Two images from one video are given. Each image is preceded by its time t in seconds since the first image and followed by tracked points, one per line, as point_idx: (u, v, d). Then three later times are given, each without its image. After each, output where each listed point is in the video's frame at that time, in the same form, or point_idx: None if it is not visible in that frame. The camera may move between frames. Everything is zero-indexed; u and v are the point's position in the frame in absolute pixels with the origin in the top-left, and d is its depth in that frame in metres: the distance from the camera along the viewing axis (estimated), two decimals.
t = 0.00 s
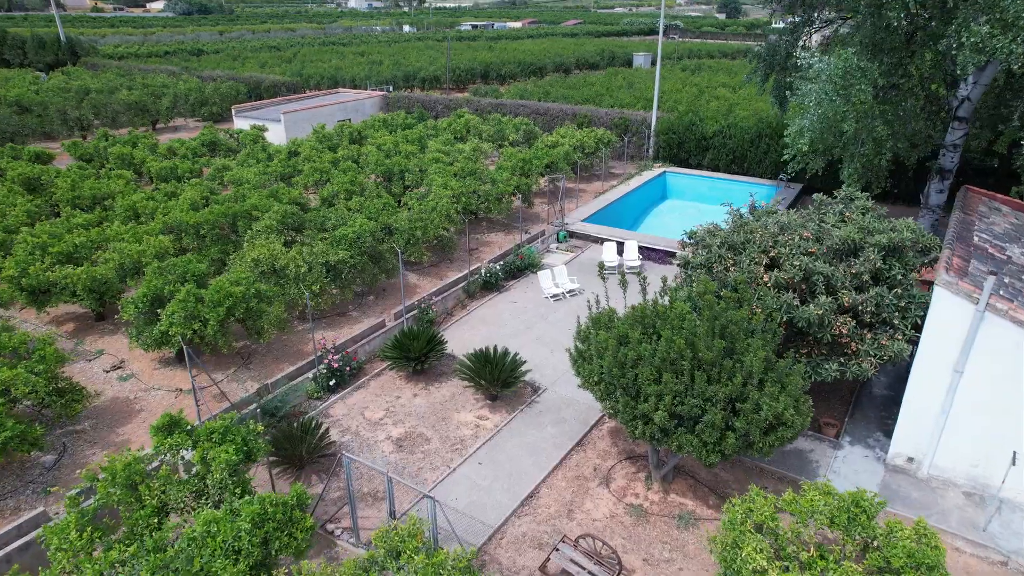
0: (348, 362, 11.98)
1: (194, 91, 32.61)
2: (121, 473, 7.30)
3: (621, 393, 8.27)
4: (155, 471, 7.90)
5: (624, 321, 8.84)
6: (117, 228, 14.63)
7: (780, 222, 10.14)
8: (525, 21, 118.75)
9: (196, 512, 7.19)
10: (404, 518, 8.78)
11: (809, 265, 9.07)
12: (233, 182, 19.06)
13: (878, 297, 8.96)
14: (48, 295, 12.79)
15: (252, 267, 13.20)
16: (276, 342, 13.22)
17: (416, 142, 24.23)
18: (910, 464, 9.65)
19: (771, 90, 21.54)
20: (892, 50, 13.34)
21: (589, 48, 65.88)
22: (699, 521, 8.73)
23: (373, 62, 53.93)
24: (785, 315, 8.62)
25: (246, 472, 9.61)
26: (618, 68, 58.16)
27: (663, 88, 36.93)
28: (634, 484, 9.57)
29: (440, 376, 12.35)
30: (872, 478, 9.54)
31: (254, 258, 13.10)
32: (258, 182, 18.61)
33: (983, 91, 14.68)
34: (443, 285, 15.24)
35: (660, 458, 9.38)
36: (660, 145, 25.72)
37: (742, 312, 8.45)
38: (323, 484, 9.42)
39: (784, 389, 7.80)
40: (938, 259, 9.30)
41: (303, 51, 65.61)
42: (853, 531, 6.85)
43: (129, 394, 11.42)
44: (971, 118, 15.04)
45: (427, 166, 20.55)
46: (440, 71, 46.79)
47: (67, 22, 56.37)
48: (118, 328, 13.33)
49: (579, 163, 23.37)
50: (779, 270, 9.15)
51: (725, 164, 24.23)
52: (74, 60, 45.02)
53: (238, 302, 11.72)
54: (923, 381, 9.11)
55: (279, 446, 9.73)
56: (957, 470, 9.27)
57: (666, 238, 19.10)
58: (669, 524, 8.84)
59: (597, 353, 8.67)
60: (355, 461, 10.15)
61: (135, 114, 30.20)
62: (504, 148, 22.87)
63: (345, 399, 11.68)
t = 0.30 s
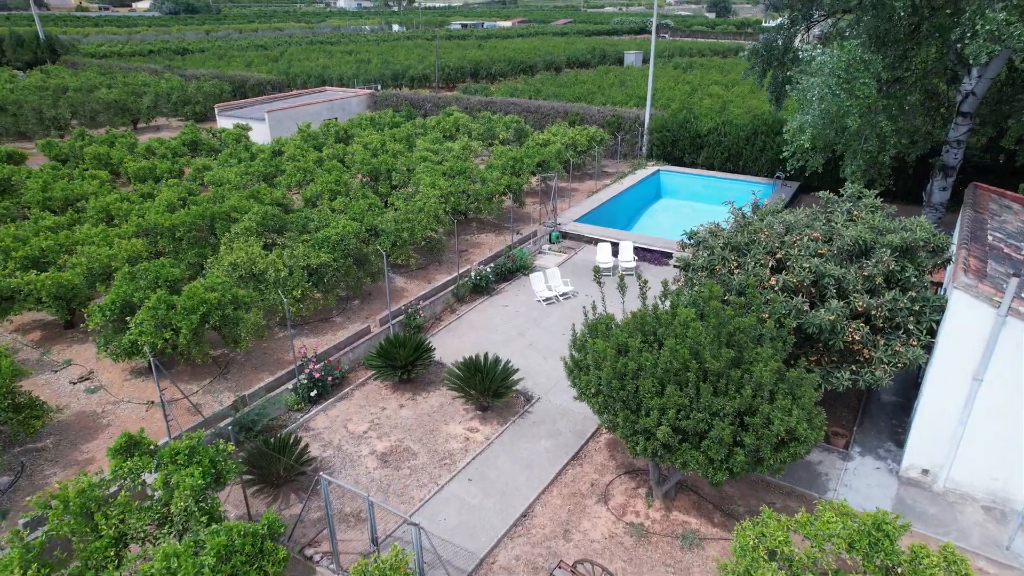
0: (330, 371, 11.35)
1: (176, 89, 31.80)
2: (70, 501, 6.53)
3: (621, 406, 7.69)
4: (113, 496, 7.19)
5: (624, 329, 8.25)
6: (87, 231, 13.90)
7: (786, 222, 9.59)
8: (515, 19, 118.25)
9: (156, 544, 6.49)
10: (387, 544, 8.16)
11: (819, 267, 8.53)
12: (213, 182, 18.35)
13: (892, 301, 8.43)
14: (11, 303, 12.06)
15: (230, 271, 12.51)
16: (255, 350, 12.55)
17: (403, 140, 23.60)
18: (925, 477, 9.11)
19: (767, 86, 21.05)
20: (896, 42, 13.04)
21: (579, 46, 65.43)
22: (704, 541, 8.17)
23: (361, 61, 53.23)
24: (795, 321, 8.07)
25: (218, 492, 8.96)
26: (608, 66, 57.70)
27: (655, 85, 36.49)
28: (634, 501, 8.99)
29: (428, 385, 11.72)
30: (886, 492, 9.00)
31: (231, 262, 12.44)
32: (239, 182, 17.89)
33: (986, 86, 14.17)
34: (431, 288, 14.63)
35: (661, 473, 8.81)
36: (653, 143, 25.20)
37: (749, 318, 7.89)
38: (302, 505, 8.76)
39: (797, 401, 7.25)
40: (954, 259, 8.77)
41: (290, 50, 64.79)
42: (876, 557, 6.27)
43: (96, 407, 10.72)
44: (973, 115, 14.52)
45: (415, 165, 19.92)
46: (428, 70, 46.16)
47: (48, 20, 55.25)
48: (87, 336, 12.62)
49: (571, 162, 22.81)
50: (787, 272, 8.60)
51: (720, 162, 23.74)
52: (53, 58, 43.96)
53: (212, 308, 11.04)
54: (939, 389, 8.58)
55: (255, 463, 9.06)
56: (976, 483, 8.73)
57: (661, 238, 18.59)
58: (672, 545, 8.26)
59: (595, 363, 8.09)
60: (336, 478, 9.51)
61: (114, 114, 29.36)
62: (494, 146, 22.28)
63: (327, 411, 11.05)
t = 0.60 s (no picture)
0: (314, 382, 10.74)
1: (162, 88, 31.08)
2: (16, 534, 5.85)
3: (624, 421, 7.11)
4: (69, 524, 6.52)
5: (625, 338, 7.69)
6: (59, 234, 13.23)
7: (797, 222, 9.04)
8: (508, 19, 117.75)
9: None
10: None
11: (835, 271, 7.96)
12: (196, 182, 17.70)
13: (912, 305, 7.88)
14: None
15: (209, 275, 11.89)
16: (236, 358, 11.91)
17: (394, 139, 22.98)
18: (946, 493, 8.57)
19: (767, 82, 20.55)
20: (905, 35, 12.28)
21: (573, 44, 64.91)
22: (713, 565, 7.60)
23: (353, 59, 52.54)
24: (810, 328, 7.53)
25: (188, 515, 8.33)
26: (603, 65, 57.16)
27: (651, 83, 35.98)
28: (636, 521, 8.41)
29: (419, 395, 11.12)
30: (905, 509, 8.45)
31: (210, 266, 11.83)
32: (223, 181, 17.24)
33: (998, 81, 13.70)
34: (421, 292, 14.03)
35: (666, 491, 8.23)
36: (650, 141, 24.66)
37: (761, 326, 7.33)
38: (281, 528, 8.14)
39: (815, 416, 6.68)
40: (976, 261, 8.23)
41: (280, 49, 64.08)
42: None
43: (63, 420, 10.07)
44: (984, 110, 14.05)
45: (405, 164, 19.31)
46: (421, 68, 45.54)
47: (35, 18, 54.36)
48: (57, 344, 11.96)
49: (566, 160, 22.25)
50: (800, 276, 8.05)
51: (718, 161, 23.22)
52: (37, 56, 43.10)
53: (188, 315, 10.38)
54: (962, 399, 8.03)
55: (231, 483, 8.36)
56: (1000, 499, 8.19)
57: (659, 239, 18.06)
58: (679, 569, 7.67)
59: (595, 375, 7.51)
60: (319, 498, 8.90)
61: (98, 113, 28.63)
62: (488, 145, 21.69)
63: (311, 423, 10.43)
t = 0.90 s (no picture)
0: (299, 393, 10.13)
1: (151, 86, 30.43)
2: None
3: (632, 439, 6.52)
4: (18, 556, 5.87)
5: (632, 348, 7.11)
6: (33, 235, 12.60)
7: (812, 222, 8.48)
8: (504, 18, 117.20)
9: None
10: None
11: (856, 275, 7.39)
12: (182, 182, 17.08)
13: (939, 311, 7.31)
14: None
15: (189, 279, 11.28)
16: (218, 366, 11.29)
17: (388, 137, 22.39)
18: (973, 512, 8.00)
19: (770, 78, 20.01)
20: (918, 26, 11.94)
21: (569, 44, 64.39)
22: None
23: (347, 58, 51.87)
24: (830, 337, 6.96)
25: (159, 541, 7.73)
26: (600, 63, 56.62)
27: (650, 81, 35.48)
28: (643, 543, 7.84)
29: (411, 406, 10.53)
30: (931, 531, 7.87)
31: (190, 270, 11.24)
32: (208, 180, 16.61)
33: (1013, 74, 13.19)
34: (414, 296, 13.44)
35: (675, 511, 7.66)
36: (650, 140, 24.13)
37: (779, 334, 6.74)
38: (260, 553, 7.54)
39: (840, 436, 6.10)
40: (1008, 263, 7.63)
41: (274, 48, 63.27)
42: None
43: (31, 435, 9.45)
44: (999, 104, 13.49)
45: (398, 163, 18.73)
46: (416, 67, 44.96)
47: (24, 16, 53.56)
48: (29, 352, 11.33)
49: (564, 159, 21.69)
50: (818, 280, 7.48)
51: (720, 159, 22.68)
52: (25, 54, 42.32)
53: (165, 321, 9.74)
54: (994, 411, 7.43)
55: (207, 504, 7.78)
56: None
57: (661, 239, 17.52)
58: None
59: (599, 389, 6.92)
60: (302, 519, 8.30)
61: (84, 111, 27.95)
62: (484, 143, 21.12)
63: (296, 436, 9.84)
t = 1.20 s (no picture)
0: (284, 406, 9.51)
1: (141, 84, 29.79)
2: None
3: (641, 463, 5.95)
4: None
5: (640, 362, 6.54)
6: (6, 238, 11.97)
7: (832, 224, 7.90)
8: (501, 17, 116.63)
9: None
10: None
11: (883, 282, 6.82)
12: (167, 181, 16.47)
13: (973, 320, 6.73)
14: None
15: (169, 285, 10.68)
16: (200, 376, 10.69)
17: (381, 136, 21.81)
18: (1007, 535, 7.43)
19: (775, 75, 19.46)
20: (935, 17, 11.30)
21: (567, 43, 63.90)
22: None
23: (342, 57, 51.27)
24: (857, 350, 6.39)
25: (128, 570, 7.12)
26: (598, 62, 56.05)
27: (649, 80, 34.95)
28: (651, 571, 7.26)
29: (402, 419, 9.94)
30: (962, 557, 7.29)
31: (169, 275, 10.63)
32: (194, 180, 15.99)
33: None
34: (407, 301, 12.85)
35: (686, 538, 7.09)
36: (650, 138, 23.58)
37: (802, 346, 6.16)
38: None
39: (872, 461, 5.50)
40: None
41: (268, 47, 62.63)
42: None
43: None
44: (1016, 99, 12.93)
45: (392, 162, 18.14)
46: (412, 65, 44.35)
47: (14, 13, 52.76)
48: None
49: (563, 158, 21.14)
50: (842, 288, 6.91)
51: (722, 158, 22.15)
52: (13, 52, 41.55)
53: (139, 331, 9.12)
54: None
55: (181, 530, 7.23)
56: None
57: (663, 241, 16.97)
58: None
59: (604, 407, 6.34)
60: (284, 544, 7.70)
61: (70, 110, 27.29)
62: (480, 142, 20.55)
63: (281, 452, 9.24)
